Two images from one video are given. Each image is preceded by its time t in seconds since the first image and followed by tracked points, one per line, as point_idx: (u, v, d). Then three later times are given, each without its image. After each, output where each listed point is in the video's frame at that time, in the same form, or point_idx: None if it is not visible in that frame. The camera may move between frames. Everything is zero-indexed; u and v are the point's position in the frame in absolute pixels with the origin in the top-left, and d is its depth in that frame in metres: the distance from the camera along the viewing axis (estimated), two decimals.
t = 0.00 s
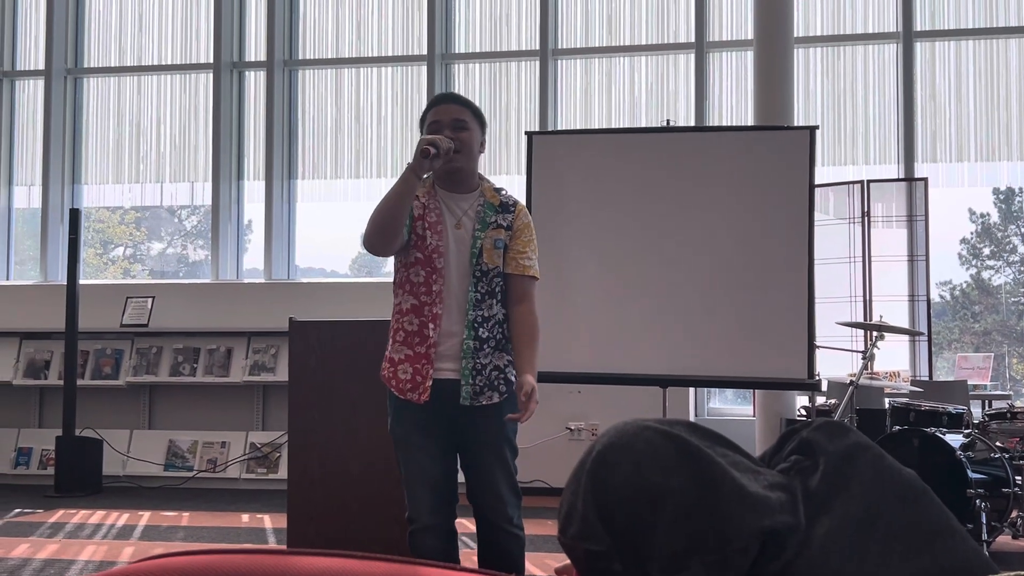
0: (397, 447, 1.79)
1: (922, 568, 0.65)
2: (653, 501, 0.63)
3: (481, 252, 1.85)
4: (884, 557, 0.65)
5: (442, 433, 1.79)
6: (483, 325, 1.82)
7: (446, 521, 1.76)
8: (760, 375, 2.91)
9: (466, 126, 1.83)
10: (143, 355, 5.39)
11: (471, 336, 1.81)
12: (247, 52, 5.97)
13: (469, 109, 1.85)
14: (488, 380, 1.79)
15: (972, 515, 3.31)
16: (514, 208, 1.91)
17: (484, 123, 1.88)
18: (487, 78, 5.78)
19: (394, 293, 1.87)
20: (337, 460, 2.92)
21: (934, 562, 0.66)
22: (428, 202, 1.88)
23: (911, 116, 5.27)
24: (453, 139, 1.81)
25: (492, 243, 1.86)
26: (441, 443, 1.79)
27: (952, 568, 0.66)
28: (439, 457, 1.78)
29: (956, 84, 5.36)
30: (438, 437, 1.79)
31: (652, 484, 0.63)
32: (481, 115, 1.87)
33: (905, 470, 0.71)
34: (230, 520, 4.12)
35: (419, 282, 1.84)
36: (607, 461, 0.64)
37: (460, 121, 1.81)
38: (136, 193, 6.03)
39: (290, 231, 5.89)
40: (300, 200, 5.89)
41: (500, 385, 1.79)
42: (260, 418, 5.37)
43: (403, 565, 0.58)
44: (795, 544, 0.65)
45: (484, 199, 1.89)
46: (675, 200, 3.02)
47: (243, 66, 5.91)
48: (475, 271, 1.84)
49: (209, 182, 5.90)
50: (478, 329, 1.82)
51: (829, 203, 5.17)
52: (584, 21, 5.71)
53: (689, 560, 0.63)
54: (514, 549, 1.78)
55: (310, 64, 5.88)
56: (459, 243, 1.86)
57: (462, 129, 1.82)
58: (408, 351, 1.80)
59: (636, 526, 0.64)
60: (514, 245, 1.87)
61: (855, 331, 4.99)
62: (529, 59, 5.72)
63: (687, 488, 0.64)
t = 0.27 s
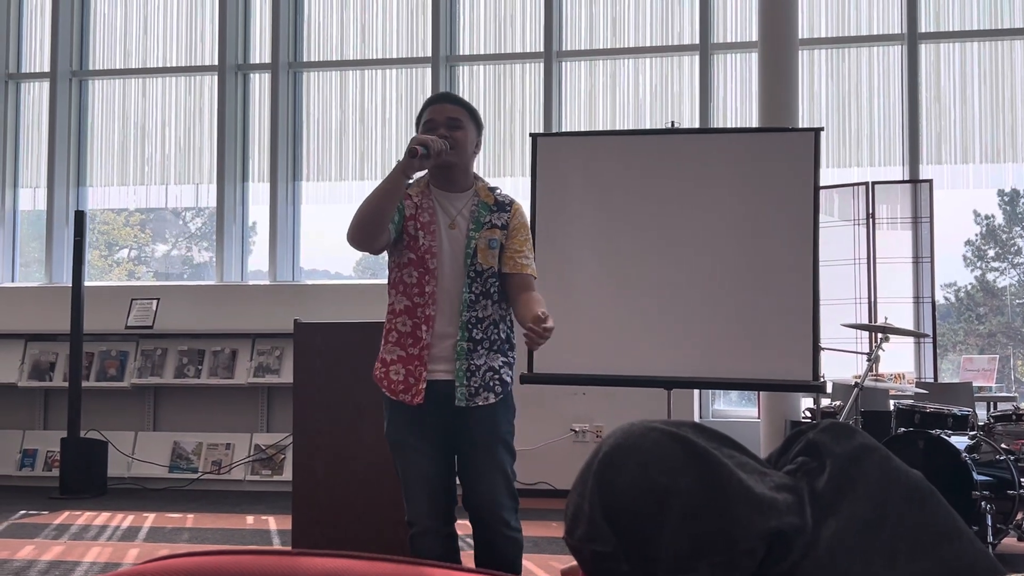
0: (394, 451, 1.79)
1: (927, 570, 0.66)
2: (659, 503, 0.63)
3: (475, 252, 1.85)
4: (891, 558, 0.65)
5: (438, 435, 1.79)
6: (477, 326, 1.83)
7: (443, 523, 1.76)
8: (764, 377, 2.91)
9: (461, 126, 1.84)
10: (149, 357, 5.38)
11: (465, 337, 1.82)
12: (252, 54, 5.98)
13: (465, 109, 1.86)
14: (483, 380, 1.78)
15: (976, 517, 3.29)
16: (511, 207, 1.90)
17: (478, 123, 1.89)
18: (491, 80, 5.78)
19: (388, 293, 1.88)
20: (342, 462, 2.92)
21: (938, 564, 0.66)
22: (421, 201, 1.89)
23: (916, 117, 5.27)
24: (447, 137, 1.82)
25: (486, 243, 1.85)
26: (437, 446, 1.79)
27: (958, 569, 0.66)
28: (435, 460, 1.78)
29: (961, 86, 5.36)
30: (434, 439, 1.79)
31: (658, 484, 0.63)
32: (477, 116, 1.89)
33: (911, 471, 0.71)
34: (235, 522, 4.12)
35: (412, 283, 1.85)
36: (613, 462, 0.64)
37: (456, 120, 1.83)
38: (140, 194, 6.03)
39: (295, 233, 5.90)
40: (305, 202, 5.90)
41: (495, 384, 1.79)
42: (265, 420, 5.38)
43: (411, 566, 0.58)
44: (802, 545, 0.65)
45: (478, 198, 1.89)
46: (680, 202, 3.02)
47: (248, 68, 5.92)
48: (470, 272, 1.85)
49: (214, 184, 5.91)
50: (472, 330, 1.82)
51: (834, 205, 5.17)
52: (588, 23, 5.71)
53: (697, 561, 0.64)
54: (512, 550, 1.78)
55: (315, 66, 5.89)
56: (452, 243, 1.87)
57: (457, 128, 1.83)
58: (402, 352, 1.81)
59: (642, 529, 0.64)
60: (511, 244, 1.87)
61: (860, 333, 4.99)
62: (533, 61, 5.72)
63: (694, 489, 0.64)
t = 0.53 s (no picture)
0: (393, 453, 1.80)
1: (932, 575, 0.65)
2: (663, 509, 0.63)
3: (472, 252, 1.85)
4: (895, 562, 0.65)
5: (436, 438, 1.79)
6: (475, 327, 1.83)
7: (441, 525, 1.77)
8: (769, 379, 2.90)
9: (461, 130, 1.87)
10: (153, 359, 5.38)
11: (464, 339, 1.82)
12: (257, 57, 5.99)
13: (463, 113, 1.89)
14: (483, 381, 1.78)
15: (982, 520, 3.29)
16: (506, 205, 1.91)
17: (474, 126, 1.92)
18: (496, 82, 5.78)
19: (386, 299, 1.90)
20: (347, 465, 2.92)
21: (944, 568, 0.66)
22: (418, 205, 1.90)
23: (921, 120, 5.26)
24: (449, 141, 1.84)
25: (482, 242, 1.85)
26: (435, 449, 1.79)
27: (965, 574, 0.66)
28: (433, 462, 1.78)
29: (966, 88, 5.35)
30: (432, 441, 1.79)
31: (662, 490, 0.63)
32: (474, 120, 1.92)
33: (916, 476, 0.70)
34: (239, 524, 4.12)
35: (408, 288, 1.86)
36: (618, 467, 0.64)
37: (457, 125, 1.86)
38: (145, 197, 6.04)
39: (300, 235, 5.90)
40: (310, 204, 5.90)
41: (495, 385, 1.79)
42: (269, 421, 5.38)
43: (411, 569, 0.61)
44: (806, 550, 0.65)
45: (472, 197, 1.91)
46: (685, 204, 3.01)
47: (253, 70, 5.93)
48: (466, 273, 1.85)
49: (219, 186, 5.92)
50: (470, 331, 1.82)
51: (839, 207, 5.17)
52: (592, 25, 5.72)
53: (701, 566, 0.64)
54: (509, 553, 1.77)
55: (319, 68, 5.90)
56: (447, 245, 1.88)
57: (458, 132, 1.86)
58: (401, 358, 1.82)
59: (646, 534, 0.63)
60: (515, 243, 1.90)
61: (865, 335, 4.98)
62: (538, 63, 5.72)
63: (698, 494, 0.64)
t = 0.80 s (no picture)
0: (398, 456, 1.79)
1: None
2: (667, 510, 0.63)
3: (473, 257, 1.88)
4: (899, 563, 0.65)
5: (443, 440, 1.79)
6: (479, 330, 1.84)
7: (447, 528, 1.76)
8: (773, 381, 2.90)
9: (463, 134, 1.87)
10: (157, 360, 5.39)
11: (469, 343, 1.83)
12: (260, 59, 5.99)
13: (464, 115, 1.89)
14: (491, 383, 1.79)
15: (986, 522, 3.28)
16: (506, 206, 1.93)
17: (475, 128, 1.92)
18: (499, 84, 5.79)
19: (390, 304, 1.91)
20: (352, 467, 2.92)
21: (950, 570, 0.66)
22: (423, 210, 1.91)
23: (925, 121, 5.26)
24: (450, 146, 1.84)
25: (483, 247, 1.89)
26: (441, 451, 1.79)
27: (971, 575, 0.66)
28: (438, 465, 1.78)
29: (970, 89, 5.35)
30: (438, 444, 1.79)
31: (665, 491, 0.64)
32: (475, 122, 1.91)
33: (919, 478, 0.71)
34: (243, 525, 4.13)
35: (412, 293, 1.87)
36: (622, 468, 0.64)
37: (458, 129, 1.86)
38: (149, 198, 6.05)
39: (303, 236, 5.90)
40: (313, 205, 5.91)
41: (503, 388, 1.80)
42: (273, 422, 5.38)
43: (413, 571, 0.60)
44: (810, 553, 0.66)
45: (472, 200, 1.91)
46: (689, 206, 3.01)
47: (256, 72, 5.93)
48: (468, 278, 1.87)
49: (223, 188, 5.92)
50: (474, 335, 1.83)
51: (843, 208, 5.17)
52: (596, 27, 5.72)
53: (706, 567, 0.63)
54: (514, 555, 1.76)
55: (323, 70, 5.90)
56: (451, 249, 1.88)
57: (459, 137, 1.86)
58: (406, 362, 1.83)
59: (651, 536, 0.63)
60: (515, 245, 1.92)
61: (869, 337, 4.98)
62: (541, 65, 5.73)
63: (702, 495, 0.64)
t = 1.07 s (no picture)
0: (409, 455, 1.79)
1: None
2: (670, 510, 0.64)
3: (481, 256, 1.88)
4: (903, 563, 0.65)
5: (454, 440, 1.80)
6: (490, 330, 1.84)
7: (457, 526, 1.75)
8: (776, 382, 2.90)
9: (468, 133, 1.87)
10: (161, 360, 5.39)
11: (480, 343, 1.83)
12: (264, 60, 6.00)
13: (469, 115, 1.89)
14: (503, 382, 1.79)
15: (990, 523, 3.28)
16: (511, 204, 1.93)
17: (482, 128, 1.92)
18: (503, 85, 5.79)
19: (400, 305, 1.89)
20: (356, 468, 2.92)
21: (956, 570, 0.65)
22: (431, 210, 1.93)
23: (929, 122, 5.25)
24: (454, 147, 1.85)
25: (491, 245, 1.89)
26: (453, 450, 1.80)
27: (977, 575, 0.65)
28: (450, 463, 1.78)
29: (973, 90, 5.34)
30: (449, 443, 1.80)
31: (670, 491, 0.64)
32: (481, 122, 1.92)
33: (924, 479, 0.71)
34: (247, 526, 4.13)
35: (425, 295, 1.86)
36: (626, 469, 0.65)
37: (462, 129, 1.86)
38: (153, 199, 6.06)
39: (307, 237, 5.91)
40: (317, 206, 5.91)
41: (514, 386, 1.80)
42: (276, 423, 5.38)
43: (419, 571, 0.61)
44: (814, 553, 0.65)
45: (479, 199, 1.92)
46: (692, 207, 3.01)
47: (260, 73, 5.94)
48: (477, 278, 1.87)
49: (226, 189, 5.93)
50: (485, 334, 1.84)
51: (846, 209, 5.17)
52: (599, 27, 5.72)
53: (710, 568, 0.63)
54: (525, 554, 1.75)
55: (326, 71, 5.91)
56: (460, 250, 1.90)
57: (462, 137, 1.86)
58: (419, 363, 1.82)
59: (655, 535, 0.64)
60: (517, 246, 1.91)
61: (873, 338, 4.97)
62: (544, 65, 5.73)
63: (705, 495, 0.64)
